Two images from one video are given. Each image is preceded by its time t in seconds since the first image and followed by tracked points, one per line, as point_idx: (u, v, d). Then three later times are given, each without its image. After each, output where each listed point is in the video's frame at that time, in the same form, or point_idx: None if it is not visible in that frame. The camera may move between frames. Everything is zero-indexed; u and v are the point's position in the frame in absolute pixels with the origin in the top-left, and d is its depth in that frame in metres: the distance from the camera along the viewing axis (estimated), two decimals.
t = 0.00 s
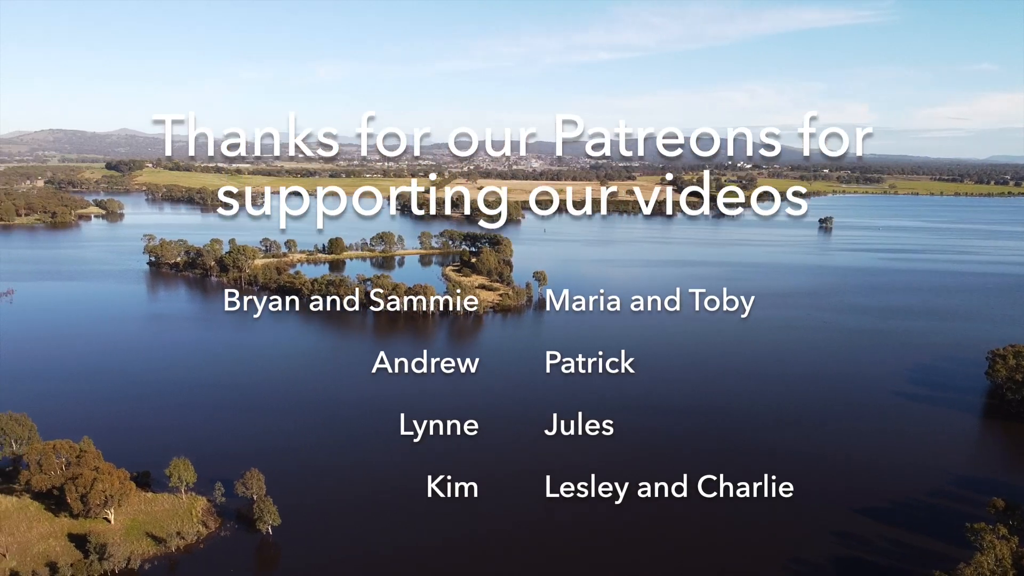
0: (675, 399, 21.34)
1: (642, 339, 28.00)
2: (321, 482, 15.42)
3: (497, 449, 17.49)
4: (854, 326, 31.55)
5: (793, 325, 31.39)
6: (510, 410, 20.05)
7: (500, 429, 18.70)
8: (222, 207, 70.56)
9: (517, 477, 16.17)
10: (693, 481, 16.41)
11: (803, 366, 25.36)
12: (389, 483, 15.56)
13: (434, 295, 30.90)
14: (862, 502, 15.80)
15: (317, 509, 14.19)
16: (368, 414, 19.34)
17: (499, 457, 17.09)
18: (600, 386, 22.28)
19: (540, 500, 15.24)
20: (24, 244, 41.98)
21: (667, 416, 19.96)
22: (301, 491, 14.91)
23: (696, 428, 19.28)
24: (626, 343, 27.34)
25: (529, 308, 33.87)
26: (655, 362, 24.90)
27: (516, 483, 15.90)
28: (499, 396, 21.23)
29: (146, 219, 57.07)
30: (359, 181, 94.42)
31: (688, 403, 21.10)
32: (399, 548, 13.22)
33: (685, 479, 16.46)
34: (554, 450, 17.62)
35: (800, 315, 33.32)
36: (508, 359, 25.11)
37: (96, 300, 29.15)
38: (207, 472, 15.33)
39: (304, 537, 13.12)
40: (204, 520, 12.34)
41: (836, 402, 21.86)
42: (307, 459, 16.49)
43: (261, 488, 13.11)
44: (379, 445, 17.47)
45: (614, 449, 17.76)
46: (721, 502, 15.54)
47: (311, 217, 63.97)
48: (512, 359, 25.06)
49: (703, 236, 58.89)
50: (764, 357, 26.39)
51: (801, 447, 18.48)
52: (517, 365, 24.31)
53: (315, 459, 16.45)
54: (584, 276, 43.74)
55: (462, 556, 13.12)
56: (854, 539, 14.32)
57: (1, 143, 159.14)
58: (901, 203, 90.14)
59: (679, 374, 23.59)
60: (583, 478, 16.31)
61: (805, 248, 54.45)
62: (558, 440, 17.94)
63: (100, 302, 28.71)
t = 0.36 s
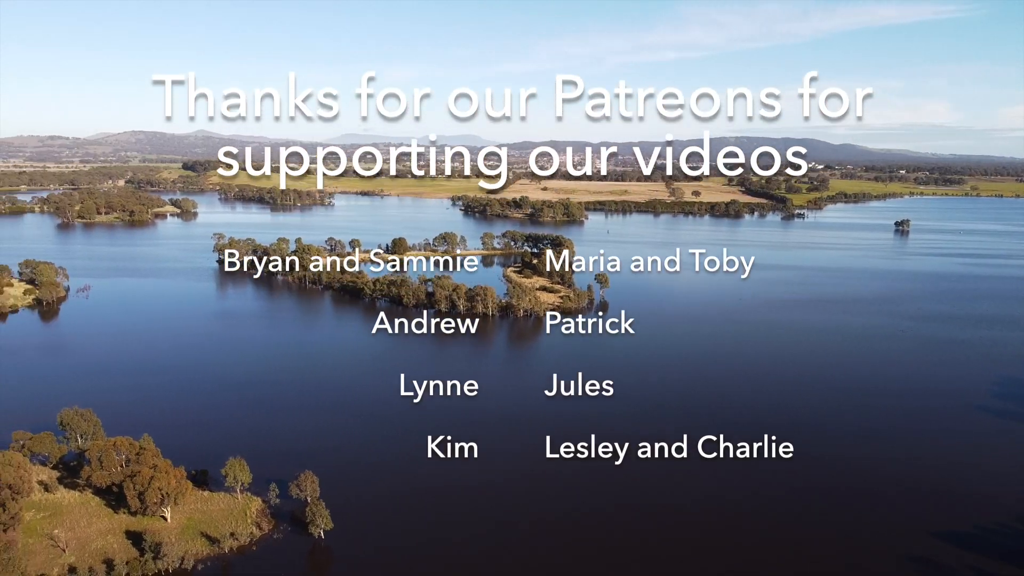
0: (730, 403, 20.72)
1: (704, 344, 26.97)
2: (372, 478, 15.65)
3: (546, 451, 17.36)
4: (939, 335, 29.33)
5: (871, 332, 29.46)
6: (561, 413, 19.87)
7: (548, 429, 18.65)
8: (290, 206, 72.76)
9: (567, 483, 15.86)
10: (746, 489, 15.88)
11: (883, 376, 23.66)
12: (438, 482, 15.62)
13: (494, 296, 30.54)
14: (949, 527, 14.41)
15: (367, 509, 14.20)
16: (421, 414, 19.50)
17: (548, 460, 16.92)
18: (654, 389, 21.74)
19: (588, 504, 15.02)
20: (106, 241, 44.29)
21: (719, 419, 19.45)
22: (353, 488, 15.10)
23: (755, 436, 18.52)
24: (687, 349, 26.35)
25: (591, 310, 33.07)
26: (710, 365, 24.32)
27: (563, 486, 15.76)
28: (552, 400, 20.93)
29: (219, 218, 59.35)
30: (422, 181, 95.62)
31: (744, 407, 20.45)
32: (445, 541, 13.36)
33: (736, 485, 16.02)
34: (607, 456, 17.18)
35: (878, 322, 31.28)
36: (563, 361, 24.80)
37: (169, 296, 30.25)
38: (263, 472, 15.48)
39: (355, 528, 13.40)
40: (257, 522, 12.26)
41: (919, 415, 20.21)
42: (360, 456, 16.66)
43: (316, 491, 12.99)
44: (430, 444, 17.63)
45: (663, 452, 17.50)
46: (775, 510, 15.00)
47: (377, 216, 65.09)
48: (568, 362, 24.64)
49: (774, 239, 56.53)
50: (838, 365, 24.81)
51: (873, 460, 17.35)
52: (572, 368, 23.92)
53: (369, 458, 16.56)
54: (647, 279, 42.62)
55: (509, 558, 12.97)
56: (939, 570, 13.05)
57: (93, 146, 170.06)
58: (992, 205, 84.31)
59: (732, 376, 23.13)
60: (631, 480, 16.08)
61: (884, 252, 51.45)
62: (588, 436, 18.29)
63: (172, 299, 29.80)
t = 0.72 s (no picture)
0: (800, 418, 19.62)
1: (772, 352, 25.66)
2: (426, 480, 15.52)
3: (602, 461, 16.82)
4: None
5: (960, 345, 27.33)
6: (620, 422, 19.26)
7: (606, 439, 18.12)
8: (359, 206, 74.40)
9: (624, 494, 15.25)
10: (814, 510, 14.93)
11: (973, 395, 21.82)
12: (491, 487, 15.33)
13: (556, 298, 29.94)
14: None
15: (417, 511, 14.02)
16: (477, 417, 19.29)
17: (605, 470, 16.35)
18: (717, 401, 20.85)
19: (645, 516, 14.40)
20: (184, 239, 46.31)
21: (787, 436, 18.46)
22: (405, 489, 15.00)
23: (826, 456, 17.42)
24: (754, 357, 25.09)
25: (655, 315, 32.00)
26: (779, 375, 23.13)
27: (620, 496, 15.17)
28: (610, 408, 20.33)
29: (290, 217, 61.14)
30: (485, 182, 95.99)
31: (814, 422, 19.32)
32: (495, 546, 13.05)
33: (803, 505, 15.11)
34: (667, 469, 16.46)
35: (969, 334, 29.00)
36: (625, 366, 24.07)
37: (238, 294, 31.23)
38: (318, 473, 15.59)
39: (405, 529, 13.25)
40: (311, 525, 12.13)
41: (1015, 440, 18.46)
42: (414, 458, 16.60)
43: (369, 495, 12.78)
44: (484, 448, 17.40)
45: (725, 468, 16.68)
46: (845, 534, 14.03)
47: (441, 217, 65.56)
48: (629, 367, 23.91)
49: (851, 244, 53.67)
50: (923, 381, 23.04)
51: (957, 490, 15.98)
52: (634, 373, 23.18)
53: (423, 461, 16.47)
54: (714, 282, 41.11)
55: (560, 568, 12.49)
56: None
57: (177, 147, 179.64)
58: None
59: (802, 387, 21.98)
60: (691, 495, 15.35)
61: (975, 259, 47.96)
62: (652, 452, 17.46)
63: (241, 296, 30.75)
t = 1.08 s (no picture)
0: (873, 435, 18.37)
1: (845, 364, 24.21)
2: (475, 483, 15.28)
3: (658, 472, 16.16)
4: None
5: None
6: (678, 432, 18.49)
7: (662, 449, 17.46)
8: (425, 207, 75.42)
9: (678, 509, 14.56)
10: (899, 540, 13.74)
11: None
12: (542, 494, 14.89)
13: (619, 302, 29.15)
14: None
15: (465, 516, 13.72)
16: (531, 422, 18.90)
17: (659, 483, 15.67)
18: (783, 413, 19.77)
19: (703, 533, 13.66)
20: (256, 238, 47.95)
21: (859, 454, 17.28)
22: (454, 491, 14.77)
23: (912, 481, 16.09)
24: (827, 368, 23.69)
25: (724, 321, 30.69)
26: (852, 389, 21.80)
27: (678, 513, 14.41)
28: (667, 416, 19.60)
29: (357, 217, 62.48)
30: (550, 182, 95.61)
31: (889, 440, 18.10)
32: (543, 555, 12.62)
33: (887, 535, 13.91)
34: (729, 487, 15.54)
35: None
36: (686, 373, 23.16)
37: (305, 292, 31.92)
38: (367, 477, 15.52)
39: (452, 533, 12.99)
40: (363, 530, 11.94)
41: None
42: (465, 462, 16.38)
43: (422, 501, 12.49)
44: (536, 455, 17.01)
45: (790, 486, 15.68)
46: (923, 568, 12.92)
47: (504, 218, 65.54)
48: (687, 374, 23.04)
49: (937, 249, 50.42)
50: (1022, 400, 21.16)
51: None
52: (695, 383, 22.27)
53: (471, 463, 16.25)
54: (786, 287, 39.30)
55: None
56: None
57: (255, 149, 187.76)
58: None
59: (876, 404, 20.66)
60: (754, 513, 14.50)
61: None
62: (719, 464, 16.61)
63: (307, 295, 31.41)
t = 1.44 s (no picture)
0: (912, 458, 18.03)
1: (898, 382, 23.48)
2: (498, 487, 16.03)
3: (679, 486, 16.51)
4: None
5: None
6: (707, 445, 18.68)
7: (689, 463, 17.71)
8: (491, 207, 75.82)
9: (695, 524, 14.87)
10: None
11: None
12: (563, 503, 15.47)
13: (684, 307, 28.16)
14: None
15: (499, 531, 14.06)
16: (561, 428, 19.44)
17: (682, 497, 15.94)
18: (815, 430, 19.68)
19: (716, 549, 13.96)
20: (325, 238, 49.21)
21: (894, 477, 17.03)
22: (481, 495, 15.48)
23: (1001, 534, 14.77)
24: (903, 395, 22.28)
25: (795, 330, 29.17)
26: (898, 408, 21.27)
27: (694, 526, 14.77)
28: (698, 429, 19.77)
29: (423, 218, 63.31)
30: (614, 184, 94.25)
31: (931, 466, 17.66)
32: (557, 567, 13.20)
33: None
34: (776, 522, 14.99)
35: None
36: (722, 386, 23.19)
37: (367, 292, 32.38)
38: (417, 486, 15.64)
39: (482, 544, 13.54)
40: (414, 537, 11.62)
41: None
42: (494, 465, 17.04)
43: (475, 510, 12.10)
44: (572, 469, 17.17)
45: (813, 506, 15.70)
46: None
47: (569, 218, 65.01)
48: (725, 388, 23.06)
49: None
50: None
51: None
52: (732, 397, 22.28)
53: (499, 467, 16.95)
54: (864, 294, 37.15)
55: None
56: None
57: (325, 150, 193.69)
58: None
59: (926, 426, 19.98)
60: (773, 533, 14.61)
61: None
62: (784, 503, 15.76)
63: (369, 294, 31.87)
